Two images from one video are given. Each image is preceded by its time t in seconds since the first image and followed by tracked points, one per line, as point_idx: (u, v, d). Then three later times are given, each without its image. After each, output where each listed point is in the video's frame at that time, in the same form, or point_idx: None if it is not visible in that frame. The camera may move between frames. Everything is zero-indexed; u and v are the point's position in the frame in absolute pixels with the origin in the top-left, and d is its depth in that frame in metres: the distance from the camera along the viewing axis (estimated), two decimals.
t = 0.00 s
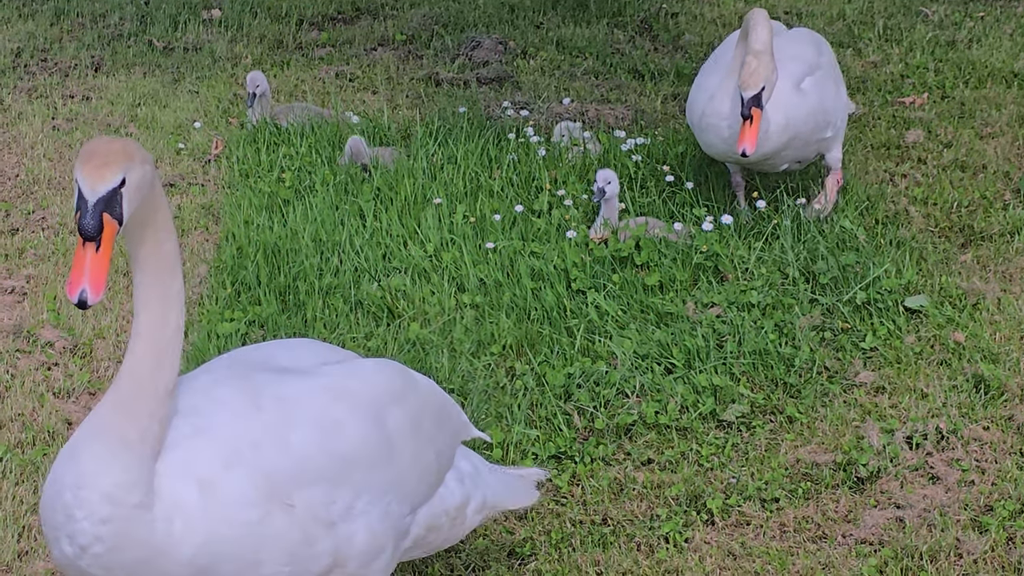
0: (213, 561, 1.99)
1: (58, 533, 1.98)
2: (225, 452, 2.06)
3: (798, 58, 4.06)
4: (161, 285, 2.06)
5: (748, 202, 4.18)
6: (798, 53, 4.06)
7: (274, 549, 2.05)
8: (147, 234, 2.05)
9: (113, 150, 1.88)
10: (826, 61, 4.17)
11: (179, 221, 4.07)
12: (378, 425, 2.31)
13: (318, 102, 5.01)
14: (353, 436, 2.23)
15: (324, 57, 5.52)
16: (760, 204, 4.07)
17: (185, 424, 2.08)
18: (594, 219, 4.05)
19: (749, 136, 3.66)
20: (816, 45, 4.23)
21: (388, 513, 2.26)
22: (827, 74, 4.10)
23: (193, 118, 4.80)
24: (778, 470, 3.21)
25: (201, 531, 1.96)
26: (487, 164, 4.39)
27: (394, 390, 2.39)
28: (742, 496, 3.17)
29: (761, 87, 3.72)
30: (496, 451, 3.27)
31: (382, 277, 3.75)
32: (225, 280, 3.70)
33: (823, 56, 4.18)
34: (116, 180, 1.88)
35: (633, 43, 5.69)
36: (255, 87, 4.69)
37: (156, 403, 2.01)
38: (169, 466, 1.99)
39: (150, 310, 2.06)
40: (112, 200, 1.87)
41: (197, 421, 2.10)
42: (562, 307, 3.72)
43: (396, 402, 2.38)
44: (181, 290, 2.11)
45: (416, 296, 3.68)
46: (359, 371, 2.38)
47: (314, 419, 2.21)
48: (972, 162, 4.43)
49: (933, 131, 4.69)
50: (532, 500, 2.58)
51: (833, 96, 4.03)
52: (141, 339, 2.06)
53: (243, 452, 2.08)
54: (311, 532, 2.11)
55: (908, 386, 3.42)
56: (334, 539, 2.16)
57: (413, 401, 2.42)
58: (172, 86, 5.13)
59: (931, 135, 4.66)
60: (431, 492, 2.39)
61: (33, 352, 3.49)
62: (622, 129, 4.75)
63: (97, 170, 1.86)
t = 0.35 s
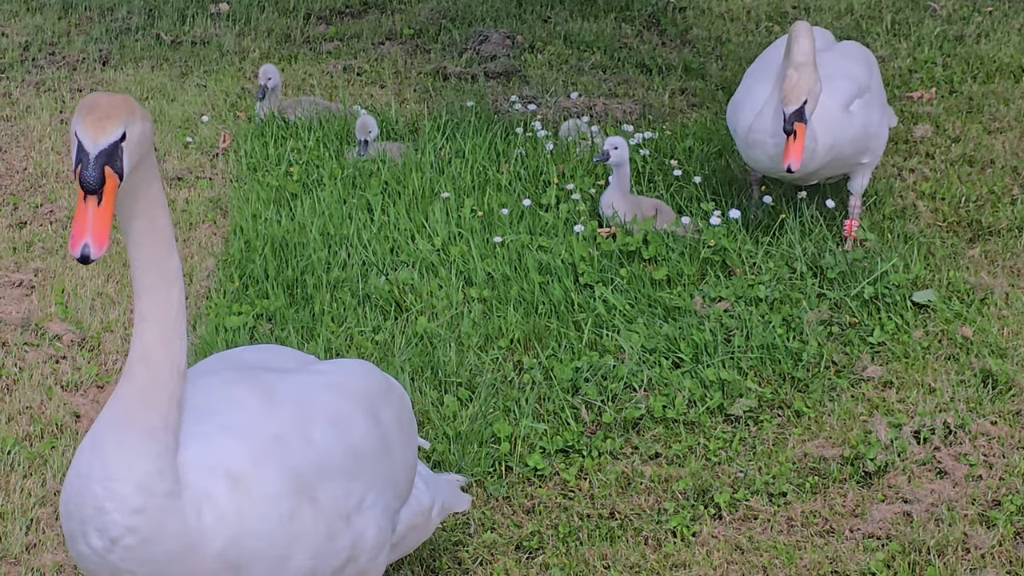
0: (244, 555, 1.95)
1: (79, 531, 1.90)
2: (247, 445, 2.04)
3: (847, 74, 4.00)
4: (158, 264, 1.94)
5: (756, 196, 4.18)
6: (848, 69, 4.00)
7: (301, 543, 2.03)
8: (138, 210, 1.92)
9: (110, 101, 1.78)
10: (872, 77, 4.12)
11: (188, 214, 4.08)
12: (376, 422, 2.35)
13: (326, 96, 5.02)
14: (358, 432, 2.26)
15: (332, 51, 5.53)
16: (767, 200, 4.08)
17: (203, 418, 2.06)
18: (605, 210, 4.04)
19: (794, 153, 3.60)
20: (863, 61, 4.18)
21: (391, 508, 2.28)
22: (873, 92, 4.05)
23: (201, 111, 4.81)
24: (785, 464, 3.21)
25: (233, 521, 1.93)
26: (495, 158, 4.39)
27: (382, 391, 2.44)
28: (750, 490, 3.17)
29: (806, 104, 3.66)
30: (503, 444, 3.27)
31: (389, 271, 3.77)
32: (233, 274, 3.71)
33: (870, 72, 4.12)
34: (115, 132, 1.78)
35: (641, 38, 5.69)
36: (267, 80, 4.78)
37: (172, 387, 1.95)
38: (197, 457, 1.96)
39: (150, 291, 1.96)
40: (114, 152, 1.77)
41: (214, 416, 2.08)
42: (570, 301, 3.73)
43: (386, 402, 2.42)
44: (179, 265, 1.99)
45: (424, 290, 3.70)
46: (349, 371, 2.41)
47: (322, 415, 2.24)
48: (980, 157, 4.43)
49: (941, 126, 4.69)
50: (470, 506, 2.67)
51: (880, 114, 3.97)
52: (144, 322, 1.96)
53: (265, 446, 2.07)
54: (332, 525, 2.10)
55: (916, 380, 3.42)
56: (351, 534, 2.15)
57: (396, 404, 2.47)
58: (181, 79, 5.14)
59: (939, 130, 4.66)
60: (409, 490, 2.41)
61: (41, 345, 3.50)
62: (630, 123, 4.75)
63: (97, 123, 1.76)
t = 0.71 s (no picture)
0: (193, 545, 1.92)
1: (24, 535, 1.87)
2: (186, 436, 2.02)
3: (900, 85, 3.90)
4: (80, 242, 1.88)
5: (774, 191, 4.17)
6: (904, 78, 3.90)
7: (249, 529, 2.00)
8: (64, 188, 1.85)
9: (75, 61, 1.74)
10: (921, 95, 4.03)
11: (206, 207, 4.10)
12: (319, 412, 2.34)
13: (343, 90, 5.04)
14: (299, 421, 2.26)
15: (349, 45, 5.54)
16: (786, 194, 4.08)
17: (141, 417, 2.05)
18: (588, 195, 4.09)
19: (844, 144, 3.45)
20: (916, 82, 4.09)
21: (343, 493, 2.27)
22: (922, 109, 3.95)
23: (218, 104, 4.83)
24: (803, 458, 3.21)
25: (179, 510, 1.90)
26: (511, 152, 4.40)
27: (323, 384, 2.44)
28: (767, 484, 3.17)
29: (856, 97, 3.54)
30: (521, 437, 3.28)
31: (406, 264, 3.79)
32: (250, 266, 3.75)
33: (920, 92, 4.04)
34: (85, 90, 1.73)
35: (657, 32, 5.69)
36: (280, 58, 4.91)
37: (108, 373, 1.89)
38: (137, 449, 1.93)
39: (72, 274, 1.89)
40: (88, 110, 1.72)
41: (151, 412, 2.06)
42: (587, 294, 3.73)
43: (327, 394, 2.41)
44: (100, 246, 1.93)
45: (441, 283, 3.72)
46: (289, 367, 2.42)
47: (263, 406, 2.23)
48: (997, 152, 4.43)
49: (958, 121, 4.70)
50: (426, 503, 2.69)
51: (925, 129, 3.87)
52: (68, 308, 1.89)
53: (205, 435, 2.05)
54: (282, 510, 2.08)
55: (933, 375, 3.42)
56: (303, 519, 2.13)
57: (342, 395, 2.48)
58: (198, 72, 5.16)
59: (956, 125, 4.67)
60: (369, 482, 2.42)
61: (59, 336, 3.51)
62: (646, 117, 4.76)
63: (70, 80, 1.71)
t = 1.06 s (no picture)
0: (113, 547, 1.94)
1: None
2: (115, 436, 2.04)
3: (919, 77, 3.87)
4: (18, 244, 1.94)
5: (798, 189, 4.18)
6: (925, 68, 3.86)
7: (176, 529, 2.00)
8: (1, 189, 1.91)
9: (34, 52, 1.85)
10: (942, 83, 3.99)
11: (228, 203, 4.13)
12: (278, 402, 2.30)
13: (365, 85, 5.05)
14: (250, 414, 2.22)
15: (370, 41, 5.55)
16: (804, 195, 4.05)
17: (74, 418, 2.08)
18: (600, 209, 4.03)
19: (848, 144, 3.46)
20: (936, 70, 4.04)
21: (301, 483, 2.21)
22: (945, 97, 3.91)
23: (240, 101, 4.87)
24: (823, 456, 3.22)
25: (97, 512, 1.93)
26: (533, 150, 4.41)
27: (290, 371, 2.39)
28: (788, 482, 3.17)
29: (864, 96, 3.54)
30: (542, 433, 3.28)
31: (428, 261, 3.82)
32: (272, 261, 3.78)
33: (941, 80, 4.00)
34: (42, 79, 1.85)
35: (678, 30, 5.69)
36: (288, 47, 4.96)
37: (29, 375, 1.98)
38: (61, 451, 1.97)
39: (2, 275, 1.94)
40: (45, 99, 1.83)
41: (85, 414, 2.09)
42: (608, 292, 3.74)
43: (291, 383, 2.36)
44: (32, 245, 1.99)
45: (463, 279, 3.73)
46: (252, 357, 2.38)
47: (208, 401, 2.21)
48: (1019, 151, 4.43)
49: (980, 119, 4.70)
50: (446, 481, 2.60)
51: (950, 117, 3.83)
52: None
53: (137, 435, 2.06)
54: (216, 507, 2.06)
55: (955, 373, 3.42)
56: (245, 514, 2.10)
57: (316, 379, 2.42)
58: (220, 71, 5.15)
59: (977, 124, 4.67)
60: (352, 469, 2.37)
61: (80, 331, 3.52)
62: (667, 114, 4.76)
63: (28, 70, 1.82)
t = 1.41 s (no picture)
0: (106, 543, 1.95)
1: None
2: (108, 432, 2.04)
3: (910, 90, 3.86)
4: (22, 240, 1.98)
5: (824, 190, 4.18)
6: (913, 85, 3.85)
7: (169, 525, 2.01)
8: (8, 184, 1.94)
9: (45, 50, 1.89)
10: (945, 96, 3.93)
11: (257, 202, 4.16)
12: (276, 396, 2.29)
13: (394, 84, 5.07)
14: (245, 409, 2.21)
15: (399, 40, 5.57)
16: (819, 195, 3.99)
17: (68, 416, 2.09)
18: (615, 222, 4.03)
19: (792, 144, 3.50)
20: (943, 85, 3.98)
21: (300, 477, 2.21)
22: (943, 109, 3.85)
23: (269, 100, 4.94)
24: (851, 454, 3.23)
25: (88, 509, 1.94)
26: (560, 150, 4.44)
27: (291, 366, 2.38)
28: (815, 480, 3.18)
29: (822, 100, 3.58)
30: (570, 431, 3.30)
31: (457, 259, 3.85)
32: (301, 259, 3.81)
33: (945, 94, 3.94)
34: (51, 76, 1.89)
35: (707, 30, 5.69)
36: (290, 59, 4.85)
37: (31, 370, 2.02)
38: (55, 449, 1.98)
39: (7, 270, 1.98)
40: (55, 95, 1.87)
41: (78, 412, 2.10)
42: (636, 290, 3.76)
43: (290, 378, 2.35)
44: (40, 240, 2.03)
45: (491, 277, 3.76)
46: (252, 353, 2.38)
47: (202, 397, 2.20)
48: None
49: (1009, 119, 4.69)
50: (471, 471, 2.62)
51: (944, 127, 3.75)
52: None
53: (129, 432, 2.06)
54: (208, 503, 2.06)
55: (982, 372, 3.43)
56: (240, 509, 2.10)
57: (317, 373, 2.42)
58: (249, 67, 5.23)
59: (1007, 124, 4.66)
60: (367, 461, 2.39)
61: (110, 329, 3.54)
62: (695, 113, 4.77)
63: (38, 68, 1.86)
